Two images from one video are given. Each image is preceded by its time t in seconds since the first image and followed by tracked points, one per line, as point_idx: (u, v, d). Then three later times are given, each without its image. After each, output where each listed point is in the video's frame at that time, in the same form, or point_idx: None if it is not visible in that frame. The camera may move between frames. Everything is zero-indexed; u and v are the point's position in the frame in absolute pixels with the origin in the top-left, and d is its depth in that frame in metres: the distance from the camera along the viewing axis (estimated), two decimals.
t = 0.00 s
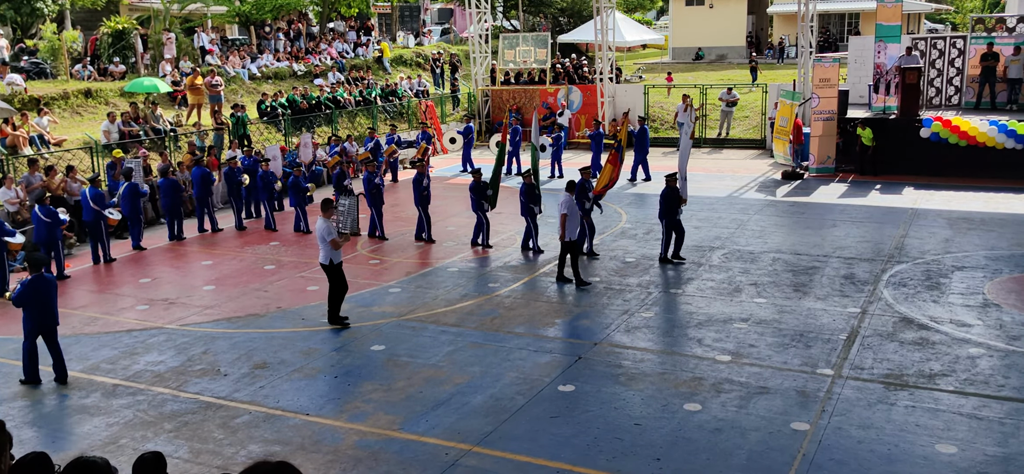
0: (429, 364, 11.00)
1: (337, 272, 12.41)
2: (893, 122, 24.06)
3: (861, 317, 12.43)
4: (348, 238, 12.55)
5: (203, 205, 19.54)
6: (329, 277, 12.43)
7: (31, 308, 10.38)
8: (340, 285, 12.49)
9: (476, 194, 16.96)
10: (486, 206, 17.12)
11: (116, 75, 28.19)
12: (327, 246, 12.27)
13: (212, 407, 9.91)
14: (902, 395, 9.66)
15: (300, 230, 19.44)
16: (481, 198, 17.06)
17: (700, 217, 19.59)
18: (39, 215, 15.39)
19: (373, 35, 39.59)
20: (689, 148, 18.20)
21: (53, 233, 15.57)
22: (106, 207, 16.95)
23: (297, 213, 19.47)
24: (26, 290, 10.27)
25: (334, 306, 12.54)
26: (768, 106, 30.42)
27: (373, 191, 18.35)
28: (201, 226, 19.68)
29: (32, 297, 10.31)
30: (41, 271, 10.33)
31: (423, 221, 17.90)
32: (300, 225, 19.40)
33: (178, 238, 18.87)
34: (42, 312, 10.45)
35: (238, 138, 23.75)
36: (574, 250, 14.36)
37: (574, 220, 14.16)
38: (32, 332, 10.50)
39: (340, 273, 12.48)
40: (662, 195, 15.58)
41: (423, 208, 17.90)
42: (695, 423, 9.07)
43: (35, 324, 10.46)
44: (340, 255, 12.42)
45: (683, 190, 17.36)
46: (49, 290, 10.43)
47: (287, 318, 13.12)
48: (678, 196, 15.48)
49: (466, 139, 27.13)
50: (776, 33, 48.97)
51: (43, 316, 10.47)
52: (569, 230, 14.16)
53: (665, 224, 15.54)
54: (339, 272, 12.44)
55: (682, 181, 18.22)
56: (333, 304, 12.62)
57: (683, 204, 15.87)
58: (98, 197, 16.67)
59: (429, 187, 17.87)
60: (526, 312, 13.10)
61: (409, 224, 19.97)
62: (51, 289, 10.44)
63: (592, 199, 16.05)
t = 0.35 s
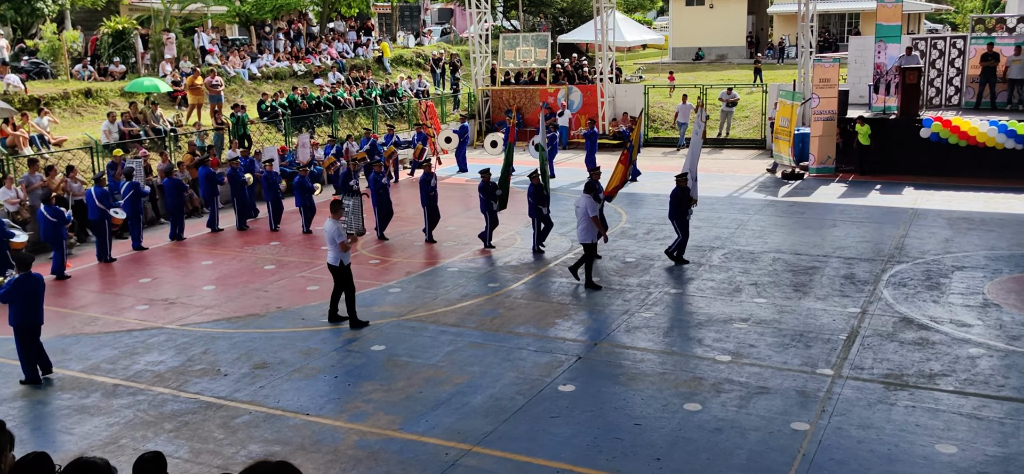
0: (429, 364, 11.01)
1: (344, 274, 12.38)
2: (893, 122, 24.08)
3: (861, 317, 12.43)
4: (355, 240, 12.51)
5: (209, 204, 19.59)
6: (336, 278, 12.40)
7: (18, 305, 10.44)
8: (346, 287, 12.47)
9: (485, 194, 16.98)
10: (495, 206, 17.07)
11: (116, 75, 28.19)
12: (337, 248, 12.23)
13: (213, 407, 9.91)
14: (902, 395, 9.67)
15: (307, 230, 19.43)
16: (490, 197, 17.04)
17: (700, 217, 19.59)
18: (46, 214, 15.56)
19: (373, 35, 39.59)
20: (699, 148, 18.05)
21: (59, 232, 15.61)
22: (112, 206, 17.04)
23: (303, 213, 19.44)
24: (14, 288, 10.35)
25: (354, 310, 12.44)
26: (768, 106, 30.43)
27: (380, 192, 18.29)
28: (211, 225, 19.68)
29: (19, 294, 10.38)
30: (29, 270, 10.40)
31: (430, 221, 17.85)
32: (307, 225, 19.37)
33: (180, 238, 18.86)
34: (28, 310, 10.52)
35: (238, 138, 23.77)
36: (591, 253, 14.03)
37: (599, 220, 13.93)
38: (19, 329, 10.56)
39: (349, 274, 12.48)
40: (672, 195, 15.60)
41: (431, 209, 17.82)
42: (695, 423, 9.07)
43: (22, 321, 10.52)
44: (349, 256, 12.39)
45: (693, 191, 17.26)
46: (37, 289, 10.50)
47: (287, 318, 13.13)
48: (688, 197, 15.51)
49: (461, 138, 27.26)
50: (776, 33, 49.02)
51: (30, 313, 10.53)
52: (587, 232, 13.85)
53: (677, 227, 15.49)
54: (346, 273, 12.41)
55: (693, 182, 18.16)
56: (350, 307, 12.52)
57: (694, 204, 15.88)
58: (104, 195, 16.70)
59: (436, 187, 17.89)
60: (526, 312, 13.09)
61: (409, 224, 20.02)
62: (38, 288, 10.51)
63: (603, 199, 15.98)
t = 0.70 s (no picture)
0: (429, 366, 11.02)
1: (351, 275, 12.36)
2: (892, 124, 24.12)
3: (862, 320, 12.42)
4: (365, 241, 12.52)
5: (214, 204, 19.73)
6: (341, 279, 12.41)
7: (12, 303, 10.36)
8: (352, 288, 12.48)
9: (496, 195, 16.79)
10: (506, 208, 16.96)
11: (116, 77, 28.21)
12: (349, 249, 12.20)
13: (214, 409, 9.90)
14: (903, 398, 9.67)
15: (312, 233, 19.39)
16: (500, 200, 16.93)
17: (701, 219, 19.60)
18: (46, 215, 15.41)
19: (373, 37, 39.62)
20: (707, 152, 18.09)
21: (61, 233, 15.60)
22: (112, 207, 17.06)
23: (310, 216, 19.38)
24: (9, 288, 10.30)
25: (356, 311, 12.44)
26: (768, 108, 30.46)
27: (388, 195, 18.23)
28: (216, 228, 19.74)
29: (13, 293, 10.31)
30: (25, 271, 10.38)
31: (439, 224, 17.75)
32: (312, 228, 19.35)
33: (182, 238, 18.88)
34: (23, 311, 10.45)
35: (238, 140, 23.81)
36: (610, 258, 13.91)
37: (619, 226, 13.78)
38: (14, 328, 10.49)
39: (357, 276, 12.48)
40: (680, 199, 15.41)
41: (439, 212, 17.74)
42: (696, 425, 9.07)
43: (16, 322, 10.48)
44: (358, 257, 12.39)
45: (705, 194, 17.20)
46: (32, 290, 10.47)
47: (287, 319, 13.14)
48: (697, 201, 15.29)
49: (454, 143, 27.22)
50: (777, 35, 49.11)
51: (24, 312, 10.46)
52: (606, 237, 13.67)
53: (686, 231, 15.41)
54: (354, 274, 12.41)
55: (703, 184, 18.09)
56: (352, 308, 12.51)
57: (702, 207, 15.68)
58: (105, 196, 16.79)
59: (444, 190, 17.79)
60: (526, 314, 13.08)
61: (409, 226, 20.02)
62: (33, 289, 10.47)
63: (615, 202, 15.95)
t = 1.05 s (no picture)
0: (430, 367, 11.02)
1: (356, 277, 12.36)
2: (893, 125, 24.13)
3: (863, 320, 12.42)
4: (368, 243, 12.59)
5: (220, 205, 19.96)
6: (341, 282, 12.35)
7: (6, 301, 10.57)
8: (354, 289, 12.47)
9: (505, 196, 16.72)
10: (514, 209, 16.85)
11: (118, 78, 28.23)
12: (355, 251, 12.29)
13: (215, 410, 9.91)
14: (904, 398, 9.67)
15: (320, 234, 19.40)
16: (508, 202, 16.81)
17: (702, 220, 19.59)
18: (51, 215, 15.39)
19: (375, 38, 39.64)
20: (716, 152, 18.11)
21: (65, 233, 15.64)
22: (114, 207, 17.08)
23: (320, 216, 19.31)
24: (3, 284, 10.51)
25: (356, 312, 12.45)
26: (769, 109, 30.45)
27: (398, 195, 18.19)
28: (221, 225, 19.95)
29: (7, 290, 10.52)
30: (18, 269, 10.56)
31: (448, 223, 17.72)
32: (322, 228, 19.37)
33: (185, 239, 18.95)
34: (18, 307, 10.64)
35: (240, 141, 23.82)
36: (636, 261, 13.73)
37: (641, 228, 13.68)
38: (11, 326, 10.69)
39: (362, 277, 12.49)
40: (690, 200, 15.39)
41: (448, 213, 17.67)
42: (697, 426, 9.07)
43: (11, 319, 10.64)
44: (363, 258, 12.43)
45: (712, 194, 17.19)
46: (25, 287, 10.67)
47: (288, 320, 13.14)
48: (707, 202, 15.31)
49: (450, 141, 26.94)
50: (778, 36, 49.14)
51: (17, 310, 10.64)
52: (628, 238, 13.56)
53: (695, 231, 15.33)
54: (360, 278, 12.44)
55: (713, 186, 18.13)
56: (354, 310, 12.57)
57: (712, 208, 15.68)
58: (106, 197, 16.80)
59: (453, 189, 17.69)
60: (527, 315, 13.08)
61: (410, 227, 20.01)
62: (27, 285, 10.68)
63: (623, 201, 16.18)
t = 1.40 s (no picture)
0: (431, 368, 11.02)
1: (356, 278, 12.38)
2: (895, 127, 24.11)
3: (863, 322, 12.42)
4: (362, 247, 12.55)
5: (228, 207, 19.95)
6: (335, 284, 12.32)
7: None
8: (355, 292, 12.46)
9: (513, 198, 16.69)
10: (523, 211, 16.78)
11: (120, 79, 28.25)
12: (351, 252, 12.27)
13: (216, 411, 9.91)
14: (904, 400, 9.66)
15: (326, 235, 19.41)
16: (518, 203, 16.84)
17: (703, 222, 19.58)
18: (58, 216, 15.58)
19: (376, 39, 39.65)
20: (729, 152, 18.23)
21: (71, 233, 15.71)
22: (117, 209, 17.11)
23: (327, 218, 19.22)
24: None
25: (356, 314, 12.44)
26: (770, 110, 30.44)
27: (406, 197, 18.10)
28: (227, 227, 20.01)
29: None
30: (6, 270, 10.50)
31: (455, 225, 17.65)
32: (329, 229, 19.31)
33: (187, 240, 18.95)
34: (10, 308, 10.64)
35: (241, 142, 23.82)
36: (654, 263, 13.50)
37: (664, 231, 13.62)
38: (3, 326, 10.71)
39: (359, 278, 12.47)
40: (701, 202, 15.27)
41: (456, 216, 17.60)
42: (698, 428, 9.06)
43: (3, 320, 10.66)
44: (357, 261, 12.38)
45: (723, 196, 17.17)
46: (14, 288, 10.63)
47: (289, 322, 13.15)
48: (719, 204, 15.16)
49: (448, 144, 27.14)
50: (779, 37, 49.11)
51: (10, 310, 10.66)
52: (653, 242, 13.39)
53: (705, 234, 15.22)
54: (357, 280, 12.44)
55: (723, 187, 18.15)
56: (354, 311, 12.56)
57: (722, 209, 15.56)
58: (111, 198, 16.86)
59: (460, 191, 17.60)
60: (527, 316, 13.07)
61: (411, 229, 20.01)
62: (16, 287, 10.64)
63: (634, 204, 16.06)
